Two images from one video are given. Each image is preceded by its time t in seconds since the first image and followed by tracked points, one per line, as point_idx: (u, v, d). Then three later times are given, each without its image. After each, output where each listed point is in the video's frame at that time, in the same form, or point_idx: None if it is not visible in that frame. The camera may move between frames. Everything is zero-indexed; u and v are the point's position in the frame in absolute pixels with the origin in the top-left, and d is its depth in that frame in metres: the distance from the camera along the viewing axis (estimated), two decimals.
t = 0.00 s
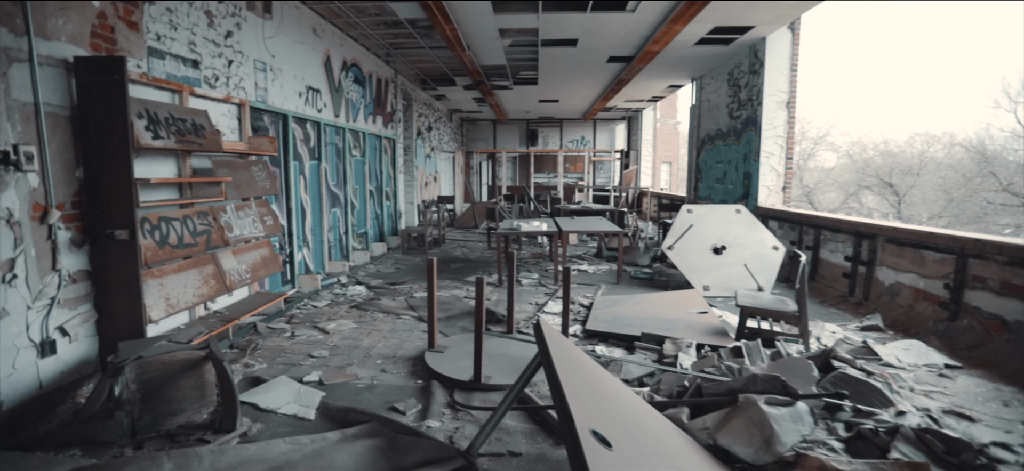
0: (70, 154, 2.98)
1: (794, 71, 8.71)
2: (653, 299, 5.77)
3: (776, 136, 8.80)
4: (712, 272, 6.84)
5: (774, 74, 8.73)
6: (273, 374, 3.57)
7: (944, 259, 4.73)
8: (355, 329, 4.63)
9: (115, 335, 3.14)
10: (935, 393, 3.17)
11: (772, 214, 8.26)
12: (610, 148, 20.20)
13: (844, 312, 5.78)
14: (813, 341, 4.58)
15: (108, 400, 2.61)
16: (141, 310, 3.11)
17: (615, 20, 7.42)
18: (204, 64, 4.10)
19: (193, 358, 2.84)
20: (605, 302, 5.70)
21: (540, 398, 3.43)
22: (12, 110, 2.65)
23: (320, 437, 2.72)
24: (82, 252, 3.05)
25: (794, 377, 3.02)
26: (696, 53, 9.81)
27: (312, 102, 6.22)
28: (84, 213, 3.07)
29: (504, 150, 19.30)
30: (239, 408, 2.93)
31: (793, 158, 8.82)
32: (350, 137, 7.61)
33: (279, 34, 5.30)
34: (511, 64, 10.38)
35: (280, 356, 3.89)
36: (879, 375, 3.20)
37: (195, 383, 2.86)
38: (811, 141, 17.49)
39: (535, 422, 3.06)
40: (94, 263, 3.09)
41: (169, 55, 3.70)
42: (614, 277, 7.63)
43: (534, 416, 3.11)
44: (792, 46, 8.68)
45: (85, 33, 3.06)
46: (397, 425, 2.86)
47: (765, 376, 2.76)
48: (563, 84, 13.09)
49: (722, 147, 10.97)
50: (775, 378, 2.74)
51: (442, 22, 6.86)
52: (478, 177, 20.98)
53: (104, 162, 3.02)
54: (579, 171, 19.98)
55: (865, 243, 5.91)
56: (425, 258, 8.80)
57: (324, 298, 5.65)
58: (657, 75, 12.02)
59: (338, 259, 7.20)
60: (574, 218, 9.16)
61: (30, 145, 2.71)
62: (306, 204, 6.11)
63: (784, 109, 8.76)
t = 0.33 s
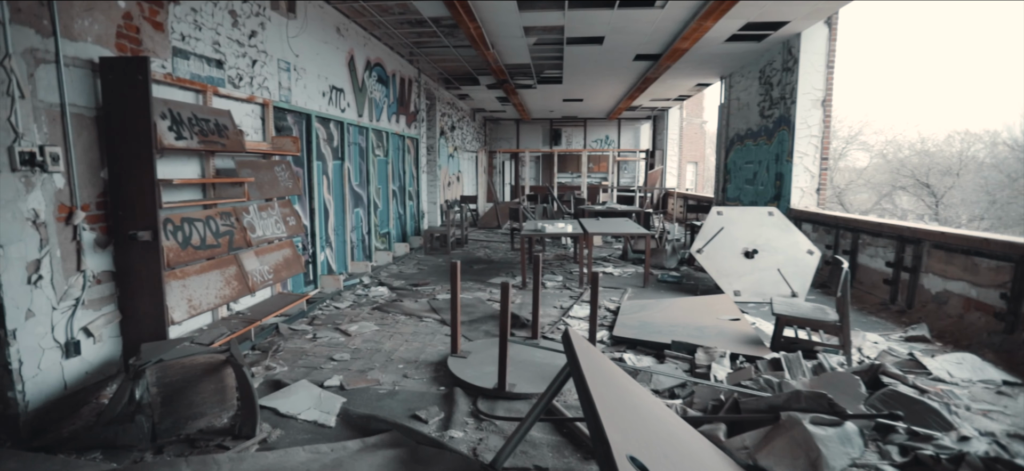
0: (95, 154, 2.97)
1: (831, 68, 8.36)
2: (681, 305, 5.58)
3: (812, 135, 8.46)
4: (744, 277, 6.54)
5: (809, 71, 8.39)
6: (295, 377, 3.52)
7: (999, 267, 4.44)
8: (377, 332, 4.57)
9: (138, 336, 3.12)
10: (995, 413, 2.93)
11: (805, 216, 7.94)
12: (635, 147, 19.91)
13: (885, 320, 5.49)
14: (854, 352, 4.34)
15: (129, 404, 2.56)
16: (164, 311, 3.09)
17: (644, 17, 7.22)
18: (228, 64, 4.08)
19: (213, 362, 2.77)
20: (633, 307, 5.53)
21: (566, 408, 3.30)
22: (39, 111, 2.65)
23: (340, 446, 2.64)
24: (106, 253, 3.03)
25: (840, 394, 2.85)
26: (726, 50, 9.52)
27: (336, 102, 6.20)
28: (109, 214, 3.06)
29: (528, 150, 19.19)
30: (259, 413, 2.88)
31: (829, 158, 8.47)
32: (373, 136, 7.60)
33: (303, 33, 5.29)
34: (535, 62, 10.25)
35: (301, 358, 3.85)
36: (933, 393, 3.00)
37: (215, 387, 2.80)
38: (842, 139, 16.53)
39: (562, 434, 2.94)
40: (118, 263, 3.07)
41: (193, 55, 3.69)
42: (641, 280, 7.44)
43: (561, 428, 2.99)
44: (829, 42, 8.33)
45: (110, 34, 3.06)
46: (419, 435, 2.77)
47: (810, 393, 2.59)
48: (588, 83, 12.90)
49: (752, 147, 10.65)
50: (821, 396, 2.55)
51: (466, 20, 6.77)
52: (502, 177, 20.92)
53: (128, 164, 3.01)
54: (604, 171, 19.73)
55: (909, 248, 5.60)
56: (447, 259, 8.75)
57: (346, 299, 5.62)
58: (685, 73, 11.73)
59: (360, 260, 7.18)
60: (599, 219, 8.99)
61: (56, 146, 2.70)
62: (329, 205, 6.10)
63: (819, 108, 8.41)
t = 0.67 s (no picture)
0: (115, 154, 2.94)
1: (865, 65, 8.02)
2: (709, 310, 5.38)
3: (844, 135, 8.12)
4: (773, 281, 6.33)
5: (841, 68, 8.05)
6: (314, 381, 3.46)
7: None
8: (397, 335, 4.49)
9: (157, 338, 3.09)
10: None
11: (836, 219, 7.65)
12: (657, 147, 19.61)
13: (925, 329, 5.23)
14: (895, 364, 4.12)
15: (145, 410, 2.51)
16: (183, 313, 3.06)
17: (669, 14, 7.02)
18: (249, 63, 4.05)
19: (230, 367, 2.71)
20: (659, 312, 5.36)
21: (592, 419, 3.18)
22: (60, 111, 2.63)
23: (359, 456, 2.57)
24: (126, 253, 3.01)
25: (887, 412, 2.67)
26: (754, 48, 9.23)
27: (357, 101, 6.16)
28: (129, 215, 3.04)
29: (548, 150, 19.05)
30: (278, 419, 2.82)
31: (862, 159, 8.14)
32: (394, 136, 7.55)
33: (323, 32, 5.25)
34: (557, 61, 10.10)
35: (321, 362, 3.80)
36: (991, 413, 2.78)
37: (233, 392, 2.74)
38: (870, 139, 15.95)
39: (587, 447, 2.83)
40: (137, 265, 3.05)
41: (214, 54, 3.66)
42: (666, 284, 7.25)
43: (587, 440, 2.89)
44: (863, 38, 7.98)
45: (132, 34, 3.03)
46: (440, 446, 2.68)
47: (856, 412, 2.44)
48: (611, 82, 12.69)
49: (780, 147, 10.33)
50: (868, 415, 2.41)
51: (487, 18, 6.67)
52: (522, 177, 20.81)
53: (148, 164, 2.98)
54: (625, 171, 19.46)
55: (951, 253, 5.33)
56: (468, 260, 8.67)
57: (366, 300, 5.57)
58: (710, 71, 11.44)
59: (381, 260, 7.15)
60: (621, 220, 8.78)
61: (76, 146, 2.68)
62: (349, 205, 6.06)
63: (852, 106, 8.08)
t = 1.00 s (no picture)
0: (131, 154, 2.90)
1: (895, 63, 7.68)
2: (735, 314, 5.20)
3: (873, 135, 7.82)
4: (798, 285, 6.05)
5: (869, 65, 7.73)
6: (329, 386, 3.39)
7: None
8: (415, 338, 4.41)
9: (172, 341, 3.04)
10: None
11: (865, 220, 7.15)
12: (676, 147, 19.33)
13: (963, 337, 4.99)
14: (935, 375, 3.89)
15: (158, 415, 2.46)
16: (197, 316, 3.00)
17: (692, 10, 6.83)
18: (266, 62, 4.00)
19: (245, 373, 2.63)
20: (682, 316, 5.19)
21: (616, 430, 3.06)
22: (75, 110, 2.59)
23: (375, 467, 2.48)
24: (141, 255, 2.96)
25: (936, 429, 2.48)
26: (778, 45, 8.98)
27: (374, 100, 6.10)
28: (145, 216, 2.99)
29: (565, 150, 18.89)
30: (292, 427, 2.75)
31: (892, 159, 7.83)
32: (411, 135, 7.49)
33: (341, 30, 5.19)
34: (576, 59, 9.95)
35: (337, 365, 3.73)
36: None
37: (247, 398, 2.67)
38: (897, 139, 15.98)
39: (613, 459, 2.72)
40: (152, 266, 3.00)
41: (231, 52, 3.61)
42: (688, 287, 7.07)
43: (612, 452, 2.77)
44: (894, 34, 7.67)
45: (148, 31, 2.99)
46: (459, 457, 2.58)
47: (903, 429, 2.28)
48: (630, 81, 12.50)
49: (805, 147, 10.04)
50: (916, 433, 2.24)
51: (506, 16, 6.55)
52: (539, 177, 20.69)
53: (163, 164, 2.93)
54: (643, 171, 19.22)
55: (991, 257, 5.07)
56: (485, 261, 8.58)
57: (383, 302, 5.50)
58: (733, 69, 11.19)
59: (398, 261, 7.09)
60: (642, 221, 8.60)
61: (91, 146, 2.63)
62: (366, 205, 6.00)
63: (881, 105, 7.77)
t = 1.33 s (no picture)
0: (142, 153, 2.83)
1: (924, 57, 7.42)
2: (760, 318, 5.02)
3: (901, 132, 7.55)
4: (824, 288, 5.86)
5: (897, 60, 7.46)
6: (343, 391, 3.30)
7: None
8: (430, 341, 4.31)
9: (183, 345, 2.97)
10: None
11: (891, 221, 7.02)
12: (692, 147, 19.09)
13: (1004, 343, 4.74)
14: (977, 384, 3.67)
15: (167, 422, 2.36)
16: (209, 319, 2.93)
17: (713, 6, 6.65)
18: (280, 59, 3.93)
19: (257, 378, 2.55)
20: (705, 319, 5.03)
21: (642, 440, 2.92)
22: (86, 108, 2.52)
23: None
24: (152, 256, 2.89)
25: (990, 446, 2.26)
26: (801, 41, 8.74)
27: (389, 99, 6.02)
28: (156, 216, 2.92)
29: (580, 150, 18.73)
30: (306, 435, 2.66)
31: (921, 157, 7.55)
32: (426, 135, 7.41)
33: (355, 28, 5.11)
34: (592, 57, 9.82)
35: (350, 370, 3.64)
36: None
37: (259, 404, 2.59)
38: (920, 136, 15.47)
39: None
40: (163, 268, 2.93)
41: (244, 49, 3.54)
42: (709, 289, 6.89)
43: (638, 465, 2.64)
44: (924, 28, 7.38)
45: (160, 28, 2.92)
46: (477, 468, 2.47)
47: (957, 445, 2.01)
48: (646, 79, 12.31)
49: (827, 145, 9.78)
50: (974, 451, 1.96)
51: (523, 12, 6.41)
52: (554, 177, 20.55)
53: (175, 163, 2.85)
54: (658, 171, 18.98)
55: None
56: (500, 262, 8.47)
57: (397, 304, 5.41)
58: (753, 67, 10.94)
59: (412, 262, 7.01)
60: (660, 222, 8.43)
61: (101, 144, 2.56)
62: (380, 205, 5.92)
63: (910, 101, 7.50)
